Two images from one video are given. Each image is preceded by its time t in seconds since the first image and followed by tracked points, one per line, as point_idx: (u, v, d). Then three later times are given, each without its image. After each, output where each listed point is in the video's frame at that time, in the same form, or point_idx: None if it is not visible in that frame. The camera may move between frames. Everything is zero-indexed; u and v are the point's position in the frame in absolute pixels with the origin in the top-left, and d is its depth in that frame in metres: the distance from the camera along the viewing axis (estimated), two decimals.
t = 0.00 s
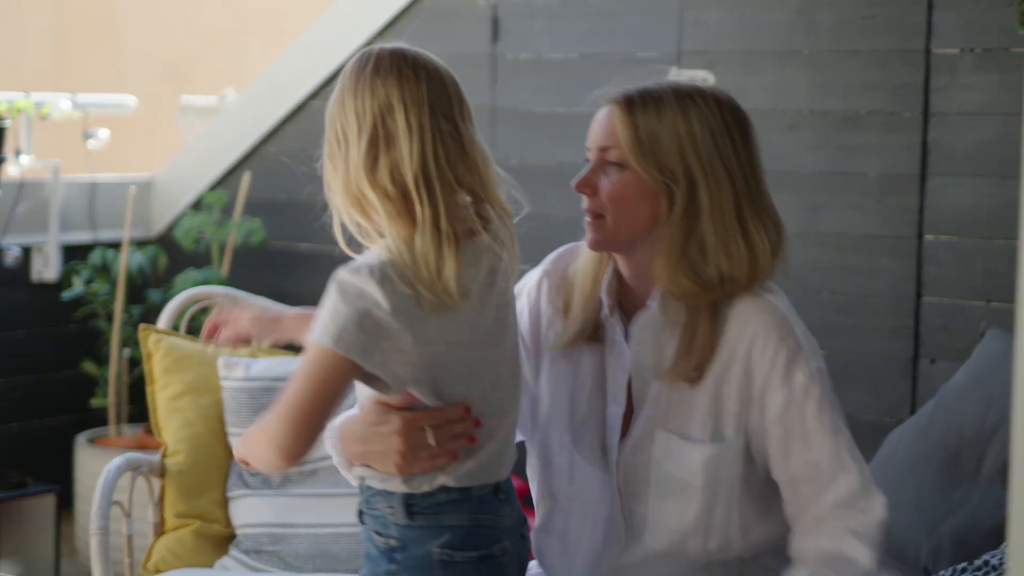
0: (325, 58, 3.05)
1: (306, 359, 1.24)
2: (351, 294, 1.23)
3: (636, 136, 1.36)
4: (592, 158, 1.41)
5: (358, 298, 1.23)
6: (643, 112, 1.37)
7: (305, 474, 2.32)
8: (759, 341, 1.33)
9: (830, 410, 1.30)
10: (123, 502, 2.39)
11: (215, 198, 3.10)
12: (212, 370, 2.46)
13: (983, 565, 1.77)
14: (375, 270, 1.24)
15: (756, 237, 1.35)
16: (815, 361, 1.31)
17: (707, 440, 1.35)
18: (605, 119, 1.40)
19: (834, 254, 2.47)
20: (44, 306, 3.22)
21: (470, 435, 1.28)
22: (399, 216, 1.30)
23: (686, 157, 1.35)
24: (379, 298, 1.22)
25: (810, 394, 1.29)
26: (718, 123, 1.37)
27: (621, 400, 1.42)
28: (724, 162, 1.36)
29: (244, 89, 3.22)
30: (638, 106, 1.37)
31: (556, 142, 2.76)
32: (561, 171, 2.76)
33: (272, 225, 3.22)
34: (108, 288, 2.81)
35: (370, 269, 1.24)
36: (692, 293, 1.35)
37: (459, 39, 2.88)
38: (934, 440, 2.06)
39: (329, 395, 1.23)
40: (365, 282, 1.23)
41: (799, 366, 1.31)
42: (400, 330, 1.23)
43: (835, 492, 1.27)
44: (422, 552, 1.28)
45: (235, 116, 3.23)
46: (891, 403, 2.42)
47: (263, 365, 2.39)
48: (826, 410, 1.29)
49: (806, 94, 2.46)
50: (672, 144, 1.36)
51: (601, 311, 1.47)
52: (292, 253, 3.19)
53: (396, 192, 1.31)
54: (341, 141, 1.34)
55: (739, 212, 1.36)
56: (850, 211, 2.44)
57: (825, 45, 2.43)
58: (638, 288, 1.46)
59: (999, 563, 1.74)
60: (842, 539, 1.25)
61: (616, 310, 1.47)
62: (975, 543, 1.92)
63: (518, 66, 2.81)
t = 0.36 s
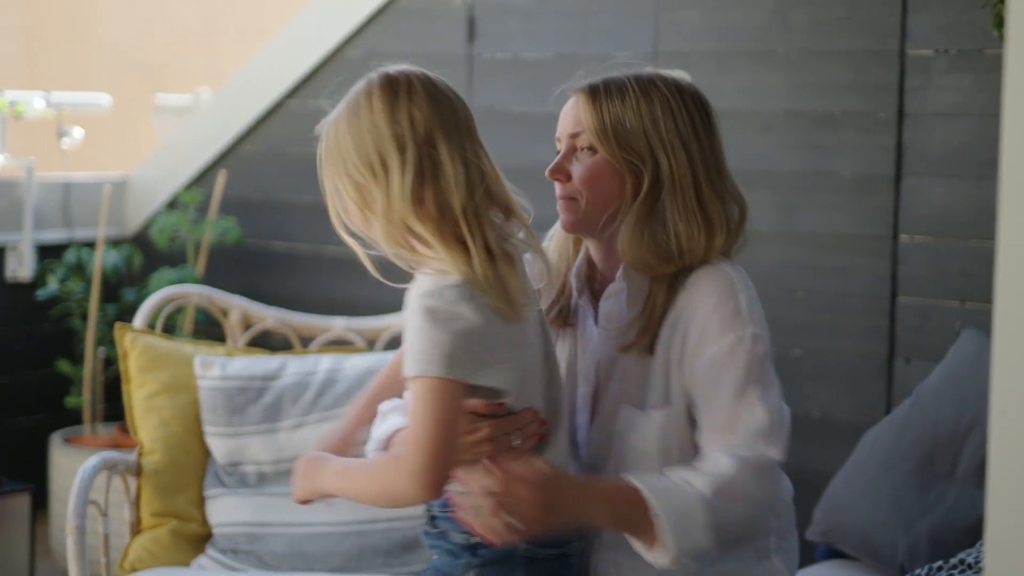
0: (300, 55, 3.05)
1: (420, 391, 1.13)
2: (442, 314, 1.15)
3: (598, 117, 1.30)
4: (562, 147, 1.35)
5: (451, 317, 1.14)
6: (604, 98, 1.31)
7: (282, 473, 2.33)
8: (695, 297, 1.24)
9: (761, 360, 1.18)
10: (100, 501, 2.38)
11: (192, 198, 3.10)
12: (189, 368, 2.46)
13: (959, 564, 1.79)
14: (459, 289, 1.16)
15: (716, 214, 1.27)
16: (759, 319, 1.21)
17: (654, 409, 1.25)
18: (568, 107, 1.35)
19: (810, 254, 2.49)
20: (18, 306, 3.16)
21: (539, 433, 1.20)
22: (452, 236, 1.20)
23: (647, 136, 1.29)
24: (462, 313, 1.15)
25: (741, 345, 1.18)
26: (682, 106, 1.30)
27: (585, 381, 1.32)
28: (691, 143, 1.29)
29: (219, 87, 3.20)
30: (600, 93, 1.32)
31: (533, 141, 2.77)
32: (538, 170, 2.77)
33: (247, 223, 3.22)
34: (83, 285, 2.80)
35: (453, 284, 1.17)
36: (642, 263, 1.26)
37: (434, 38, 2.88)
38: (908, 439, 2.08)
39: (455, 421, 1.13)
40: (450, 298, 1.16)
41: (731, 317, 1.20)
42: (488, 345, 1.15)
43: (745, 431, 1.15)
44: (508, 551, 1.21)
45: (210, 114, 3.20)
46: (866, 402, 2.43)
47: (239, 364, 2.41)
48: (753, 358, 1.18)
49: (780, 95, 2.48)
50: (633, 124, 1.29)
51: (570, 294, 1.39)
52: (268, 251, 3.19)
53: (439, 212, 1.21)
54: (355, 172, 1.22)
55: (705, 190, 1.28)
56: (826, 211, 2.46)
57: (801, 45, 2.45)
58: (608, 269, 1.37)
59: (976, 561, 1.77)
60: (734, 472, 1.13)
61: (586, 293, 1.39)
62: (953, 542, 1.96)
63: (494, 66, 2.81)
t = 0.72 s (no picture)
0: (280, 53, 3.04)
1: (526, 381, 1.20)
2: (538, 311, 1.22)
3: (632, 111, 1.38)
4: (585, 132, 1.42)
5: (549, 314, 1.22)
6: (640, 91, 1.39)
7: (262, 472, 2.33)
8: (676, 276, 1.32)
9: (721, 350, 1.26)
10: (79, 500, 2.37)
11: (170, 197, 3.08)
12: (168, 367, 2.45)
13: (937, 561, 1.80)
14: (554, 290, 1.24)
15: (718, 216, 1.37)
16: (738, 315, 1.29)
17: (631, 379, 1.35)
18: (597, 91, 1.42)
19: (789, 252, 2.49)
20: None
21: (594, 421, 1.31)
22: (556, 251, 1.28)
23: (670, 134, 1.38)
24: (558, 312, 1.23)
25: (703, 323, 1.26)
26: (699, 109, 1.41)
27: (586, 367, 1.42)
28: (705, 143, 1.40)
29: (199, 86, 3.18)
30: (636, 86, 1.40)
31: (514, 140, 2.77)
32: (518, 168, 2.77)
33: (226, 221, 3.21)
34: (61, 284, 2.79)
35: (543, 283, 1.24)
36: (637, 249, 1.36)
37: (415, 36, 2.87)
38: (887, 437, 2.09)
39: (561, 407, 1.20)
40: (548, 298, 1.23)
41: (708, 300, 1.28)
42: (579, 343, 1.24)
43: (678, 403, 1.23)
44: (584, 538, 1.26)
45: (189, 112, 3.20)
46: (845, 400, 2.44)
47: (219, 362, 2.41)
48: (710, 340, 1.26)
49: (759, 94, 2.49)
50: (660, 123, 1.38)
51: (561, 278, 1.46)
52: (247, 251, 3.19)
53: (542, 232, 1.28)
54: (440, 188, 1.24)
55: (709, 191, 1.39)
56: (805, 210, 2.47)
57: (780, 44, 2.45)
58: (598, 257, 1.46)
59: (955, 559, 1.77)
60: (647, 437, 1.18)
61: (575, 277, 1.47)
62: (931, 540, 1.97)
63: (474, 65, 2.81)
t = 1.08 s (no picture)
0: (269, 55, 3.04)
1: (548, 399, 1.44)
2: (563, 337, 1.46)
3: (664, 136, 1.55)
4: (616, 151, 1.57)
5: (575, 338, 1.46)
6: (674, 118, 1.56)
7: (253, 476, 2.33)
8: (665, 289, 1.49)
9: (683, 350, 1.41)
10: (68, 504, 2.37)
11: (159, 200, 3.08)
12: (159, 370, 2.44)
13: (927, 564, 1.81)
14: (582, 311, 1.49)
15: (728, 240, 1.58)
16: (707, 318, 1.43)
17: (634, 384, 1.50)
18: (618, 112, 1.59)
19: (778, 254, 2.50)
20: None
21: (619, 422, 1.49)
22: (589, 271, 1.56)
23: (693, 161, 1.56)
24: (586, 336, 1.46)
25: (665, 329, 1.42)
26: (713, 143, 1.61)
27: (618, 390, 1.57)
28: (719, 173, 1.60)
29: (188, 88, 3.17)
30: (670, 112, 1.57)
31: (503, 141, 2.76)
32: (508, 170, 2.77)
33: (215, 224, 3.20)
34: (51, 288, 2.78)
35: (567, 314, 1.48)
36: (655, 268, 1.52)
37: (404, 38, 2.87)
38: (878, 439, 2.10)
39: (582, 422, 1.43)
40: (579, 327, 1.47)
41: (678, 312, 1.44)
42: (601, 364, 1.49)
43: (638, 396, 1.37)
44: (602, 528, 1.43)
45: (178, 115, 3.18)
46: (835, 402, 2.45)
47: (209, 366, 2.41)
48: (671, 342, 1.41)
49: (749, 96, 2.49)
50: (688, 150, 1.56)
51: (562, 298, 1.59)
52: (236, 254, 3.18)
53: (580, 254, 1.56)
54: (514, 213, 1.53)
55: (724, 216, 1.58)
56: (793, 212, 2.48)
57: (769, 47, 2.46)
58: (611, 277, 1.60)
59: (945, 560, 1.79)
60: (590, 424, 1.34)
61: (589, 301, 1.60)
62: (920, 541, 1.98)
63: (463, 67, 2.81)
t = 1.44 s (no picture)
0: (258, 55, 3.04)
1: (520, 392, 1.49)
2: (538, 332, 1.50)
3: (639, 167, 1.49)
4: (589, 184, 1.50)
5: (552, 333, 1.50)
6: (651, 143, 1.50)
7: (242, 475, 2.33)
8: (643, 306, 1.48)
9: (634, 359, 1.41)
10: (56, 503, 2.37)
11: (148, 199, 3.07)
12: (148, 370, 2.44)
13: (916, 562, 1.82)
14: (565, 317, 1.51)
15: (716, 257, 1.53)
16: (661, 331, 1.43)
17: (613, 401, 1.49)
18: (590, 141, 1.51)
19: (767, 254, 2.51)
20: None
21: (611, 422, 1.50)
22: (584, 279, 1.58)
23: (673, 185, 1.51)
24: (565, 333, 1.50)
25: (621, 341, 1.43)
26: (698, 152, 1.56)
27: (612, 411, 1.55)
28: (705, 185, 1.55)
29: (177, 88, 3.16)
30: (646, 137, 1.50)
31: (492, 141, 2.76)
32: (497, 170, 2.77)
33: (205, 225, 3.19)
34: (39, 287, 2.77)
35: (543, 313, 1.52)
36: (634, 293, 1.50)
37: (393, 38, 2.87)
38: (867, 439, 2.11)
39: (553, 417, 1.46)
40: (557, 324, 1.50)
41: (637, 325, 1.44)
42: (584, 361, 1.51)
43: (578, 400, 1.38)
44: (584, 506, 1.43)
45: (167, 115, 3.18)
46: (824, 402, 2.46)
47: (198, 365, 2.40)
48: (620, 352, 1.41)
49: (738, 96, 2.50)
50: (667, 174, 1.50)
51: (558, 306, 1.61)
52: (225, 254, 3.18)
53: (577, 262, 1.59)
54: (519, 224, 1.57)
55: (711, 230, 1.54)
56: (782, 212, 2.48)
57: (757, 47, 2.47)
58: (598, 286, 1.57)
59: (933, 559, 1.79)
60: (520, 425, 1.38)
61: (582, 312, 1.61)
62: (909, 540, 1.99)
63: (453, 68, 2.81)
